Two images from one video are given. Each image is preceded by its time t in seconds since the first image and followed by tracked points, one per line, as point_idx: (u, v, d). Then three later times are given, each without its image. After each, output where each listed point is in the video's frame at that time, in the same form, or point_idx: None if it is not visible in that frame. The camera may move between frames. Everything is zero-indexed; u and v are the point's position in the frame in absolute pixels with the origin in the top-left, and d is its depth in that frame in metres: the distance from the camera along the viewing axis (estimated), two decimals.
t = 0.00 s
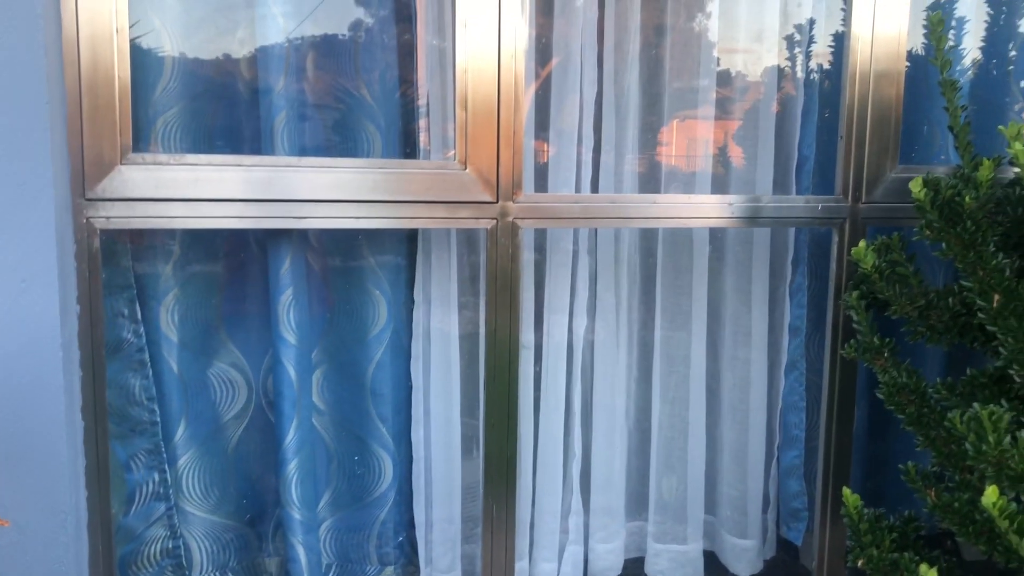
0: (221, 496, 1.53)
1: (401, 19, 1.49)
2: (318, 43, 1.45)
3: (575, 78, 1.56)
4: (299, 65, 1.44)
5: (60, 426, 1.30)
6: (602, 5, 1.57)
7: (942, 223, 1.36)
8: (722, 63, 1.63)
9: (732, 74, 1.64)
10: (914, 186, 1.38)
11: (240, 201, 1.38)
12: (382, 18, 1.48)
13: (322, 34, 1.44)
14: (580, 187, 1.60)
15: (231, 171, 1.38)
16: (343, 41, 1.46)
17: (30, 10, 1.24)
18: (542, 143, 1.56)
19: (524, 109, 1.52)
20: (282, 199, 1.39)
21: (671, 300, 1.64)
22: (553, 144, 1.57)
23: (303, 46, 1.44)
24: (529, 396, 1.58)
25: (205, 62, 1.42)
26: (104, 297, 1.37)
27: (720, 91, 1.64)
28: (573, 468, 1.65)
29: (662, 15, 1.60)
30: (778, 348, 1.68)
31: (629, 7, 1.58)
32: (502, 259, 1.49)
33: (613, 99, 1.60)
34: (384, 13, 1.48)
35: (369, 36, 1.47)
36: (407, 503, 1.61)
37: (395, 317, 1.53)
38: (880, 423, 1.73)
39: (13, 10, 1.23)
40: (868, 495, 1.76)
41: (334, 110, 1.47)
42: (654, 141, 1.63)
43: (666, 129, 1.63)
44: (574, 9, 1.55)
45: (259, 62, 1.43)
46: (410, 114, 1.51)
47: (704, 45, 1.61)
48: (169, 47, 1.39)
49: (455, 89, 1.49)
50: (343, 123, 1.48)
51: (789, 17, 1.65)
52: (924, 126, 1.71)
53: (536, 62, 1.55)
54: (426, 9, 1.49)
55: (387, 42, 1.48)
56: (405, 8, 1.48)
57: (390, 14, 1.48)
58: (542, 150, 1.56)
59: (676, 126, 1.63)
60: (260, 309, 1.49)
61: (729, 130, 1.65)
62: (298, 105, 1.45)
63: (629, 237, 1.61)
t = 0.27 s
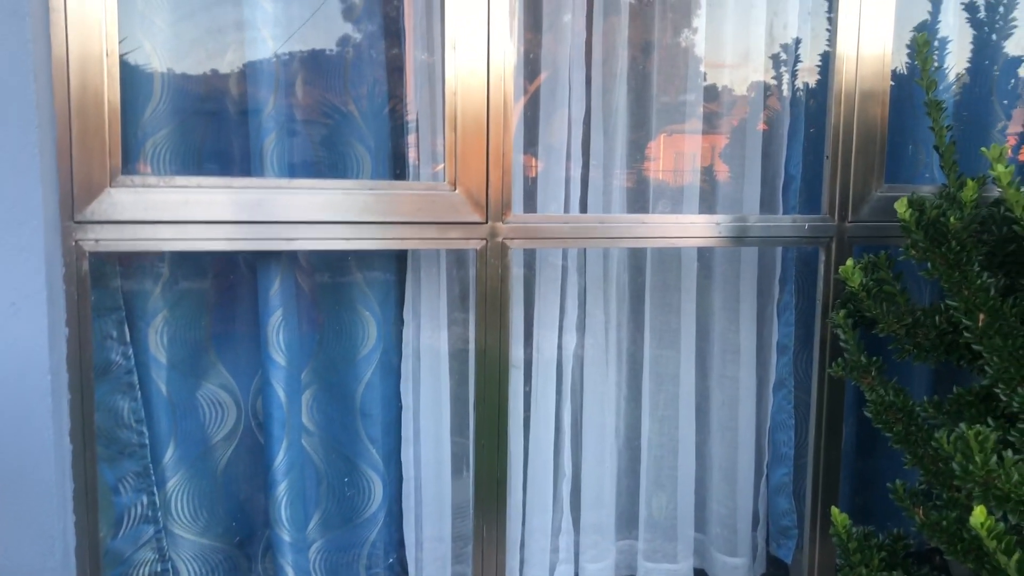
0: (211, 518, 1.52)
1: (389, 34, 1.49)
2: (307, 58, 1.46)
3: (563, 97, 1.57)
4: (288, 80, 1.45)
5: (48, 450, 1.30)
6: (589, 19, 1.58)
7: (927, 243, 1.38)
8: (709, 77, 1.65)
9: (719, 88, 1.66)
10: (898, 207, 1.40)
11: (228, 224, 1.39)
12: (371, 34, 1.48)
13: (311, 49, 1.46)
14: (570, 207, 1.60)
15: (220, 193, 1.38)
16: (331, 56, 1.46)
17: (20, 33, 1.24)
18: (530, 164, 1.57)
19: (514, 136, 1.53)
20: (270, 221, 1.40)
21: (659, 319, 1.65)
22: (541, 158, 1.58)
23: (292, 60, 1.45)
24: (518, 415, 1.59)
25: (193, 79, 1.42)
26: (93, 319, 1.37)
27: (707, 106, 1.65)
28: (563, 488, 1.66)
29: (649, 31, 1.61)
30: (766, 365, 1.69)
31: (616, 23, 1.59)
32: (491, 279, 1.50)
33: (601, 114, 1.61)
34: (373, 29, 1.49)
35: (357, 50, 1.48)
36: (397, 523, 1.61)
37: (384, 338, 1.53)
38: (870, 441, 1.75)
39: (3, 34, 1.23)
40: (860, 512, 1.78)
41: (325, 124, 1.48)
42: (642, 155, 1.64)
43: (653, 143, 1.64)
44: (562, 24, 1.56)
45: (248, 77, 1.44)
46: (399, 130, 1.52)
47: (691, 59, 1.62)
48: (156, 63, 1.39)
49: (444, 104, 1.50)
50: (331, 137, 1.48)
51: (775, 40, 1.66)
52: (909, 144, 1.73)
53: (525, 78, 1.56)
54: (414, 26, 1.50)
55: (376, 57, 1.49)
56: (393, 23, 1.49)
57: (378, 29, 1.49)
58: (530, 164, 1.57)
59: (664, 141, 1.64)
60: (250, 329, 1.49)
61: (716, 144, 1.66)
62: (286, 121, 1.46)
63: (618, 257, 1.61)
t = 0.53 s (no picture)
0: (202, 542, 1.51)
1: (383, 49, 1.50)
2: (300, 75, 1.46)
3: (557, 116, 1.58)
4: (282, 95, 1.45)
5: (37, 476, 1.29)
6: (582, 35, 1.59)
7: (920, 267, 1.38)
8: (703, 94, 1.65)
9: (712, 105, 1.66)
10: (891, 230, 1.41)
11: (221, 247, 1.38)
12: (366, 49, 1.49)
13: (305, 65, 1.46)
14: (564, 229, 1.61)
15: (213, 217, 1.38)
16: (324, 71, 1.47)
17: (13, 57, 1.23)
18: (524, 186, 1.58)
19: (510, 145, 1.55)
20: (264, 244, 1.40)
21: (654, 340, 1.65)
22: (535, 175, 1.58)
23: (286, 75, 1.45)
24: (512, 438, 1.59)
25: (186, 97, 1.42)
26: (84, 342, 1.37)
27: (701, 122, 1.66)
28: (557, 511, 1.65)
29: (642, 47, 1.62)
30: (760, 387, 1.70)
31: (610, 38, 1.61)
32: (485, 301, 1.51)
33: (595, 132, 1.62)
34: (368, 44, 1.49)
35: (351, 65, 1.48)
36: (390, 546, 1.59)
37: (377, 360, 1.53)
38: (863, 462, 1.76)
39: None
40: (853, 532, 1.80)
41: (318, 140, 1.48)
42: (635, 170, 1.64)
43: (646, 159, 1.64)
44: (555, 40, 1.57)
45: (241, 92, 1.43)
46: (393, 146, 1.52)
47: (684, 80, 1.64)
48: (149, 81, 1.39)
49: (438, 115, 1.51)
50: (327, 153, 1.48)
51: (768, 58, 1.67)
52: (901, 167, 1.74)
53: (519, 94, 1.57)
54: (407, 40, 1.51)
55: (368, 73, 1.49)
56: (387, 40, 1.50)
57: (372, 45, 1.49)
58: (524, 180, 1.57)
59: (657, 158, 1.64)
60: (242, 352, 1.48)
61: (709, 160, 1.67)
62: (280, 137, 1.45)
63: (612, 279, 1.61)
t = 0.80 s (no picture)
0: (202, 567, 1.50)
1: (384, 68, 1.51)
2: (302, 93, 1.47)
3: (557, 140, 1.60)
4: (284, 115, 1.46)
5: (38, 501, 1.29)
6: (582, 56, 1.61)
7: (919, 293, 1.39)
8: (702, 114, 1.67)
9: (710, 124, 1.68)
10: (890, 256, 1.42)
11: (223, 272, 1.40)
12: (365, 68, 1.50)
13: (307, 83, 1.47)
14: (564, 254, 1.61)
15: (216, 242, 1.39)
16: (326, 91, 1.48)
17: (19, 86, 1.25)
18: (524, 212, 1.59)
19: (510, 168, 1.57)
20: (266, 269, 1.41)
21: (654, 364, 1.65)
22: (535, 194, 1.59)
23: (288, 94, 1.46)
24: (513, 463, 1.60)
25: (189, 122, 1.43)
26: (86, 365, 1.37)
27: (700, 141, 1.67)
28: (558, 535, 1.65)
29: (642, 67, 1.64)
30: (760, 411, 1.71)
31: (609, 58, 1.62)
32: (486, 326, 1.52)
33: (595, 155, 1.63)
34: (368, 63, 1.50)
35: (353, 85, 1.50)
36: (391, 571, 1.59)
37: (379, 384, 1.53)
38: (863, 485, 1.77)
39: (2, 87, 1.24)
40: (855, 556, 1.80)
41: (319, 159, 1.48)
42: (635, 190, 1.65)
43: (643, 179, 1.65)
44: (556, 68, 1.59)
45: (243, 110, 1.44)
46: (394, 165, 1.53)
47: (683, 107, 1.66)
48: (153, 107, 1.40)
49: (439, 138, 1.52)
50: (324, 173, 1.49)
51: (766, 82, 1.70)
52: (899, 193, 1.76)
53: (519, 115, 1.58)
54: (409, 58, 1.52)
55: (370, 93, 1.51)
56: (390, 60, 1.51)
57: (373, 64, 1.50)
58: (524, 199, 1.58)
59: (654, 177, 1.65)
60: (243, 378, 1.48)
61: (708, 179, 1.68)
62: (282, 156, 1.46)
63: (612, 303, 1.62)
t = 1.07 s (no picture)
0: None
1: (386, 90, 1.52)
2: (302, 114, 1.48)
3: (557, 165, 1.61)
4: (286, 137, 1.48)
5: (41, 531, 1.30)
6: (582, 77, 1.63)
7: (919, 320, 1.40)
8: (702, 134, 1.68)
9: (710, 144, 1.69)
10: (890, 283, 1.43)
11: (226, 300, 1.41)
12: (366, 90, 1.51)
13: (307, 104, 1.48)
14: (565, 280, 1.63)
15: (219, 271, 1.40)
16: (327, 111, 1.49)
17: (24, 117, 1.27)
18: (526, 239, 1.60)
19: (511, 191, 1.58)
20: (269, 297, 1.42)
21: (655, 390, 1.66)
22: (536, 216, 1.61)
23: (289, 115, 1.48)
24: (514, 491, 1.60)
25: (192, 152, 1.44)
26: (90, 394, 1.38)
27: (700, 162, 1.69)
28: (560, 562, 1.65)
29: (641, 88, 1.66)
30: (761, 436, 1.72)
31: (609, 79, 1.64)
32: (489, 354, 1.53)
33: (595, 182, 1.64)
34: (370, 85, 1.51)
35: (353, 107, 1.51)
36: None
37: (381, 410, 1.54)
38: (864, 510, 1.78)
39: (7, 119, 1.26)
40: None
41: (320, 181, 1.50)
42: (635, 217, 1.66)
43: (643, 200, 1.66)
44: (556, 96, 1.61)
45: (247, 131, 1.45)
46: (396, 187, 1.54)
47: (682, 134, 1.68)
48: (157, 137, 1.42)
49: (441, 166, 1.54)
50: (326, 194, 1.50)
51: (764, 106, 1.71)
52: (898, 220, 1.77)
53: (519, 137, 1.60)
54: (411, 80, 1.54)
55: (371, 115, 1.52)
56: (391, 82, 1.52)
57: (375, 85, 1.52)
58: (524, 221, 1.60)
59: (654, 198, 1.67)
60: (245, 406, 1.48)
61: (708, 200, 1.69)
62: (285, 178, 1.48)
63: (613, 330, 1.63)
